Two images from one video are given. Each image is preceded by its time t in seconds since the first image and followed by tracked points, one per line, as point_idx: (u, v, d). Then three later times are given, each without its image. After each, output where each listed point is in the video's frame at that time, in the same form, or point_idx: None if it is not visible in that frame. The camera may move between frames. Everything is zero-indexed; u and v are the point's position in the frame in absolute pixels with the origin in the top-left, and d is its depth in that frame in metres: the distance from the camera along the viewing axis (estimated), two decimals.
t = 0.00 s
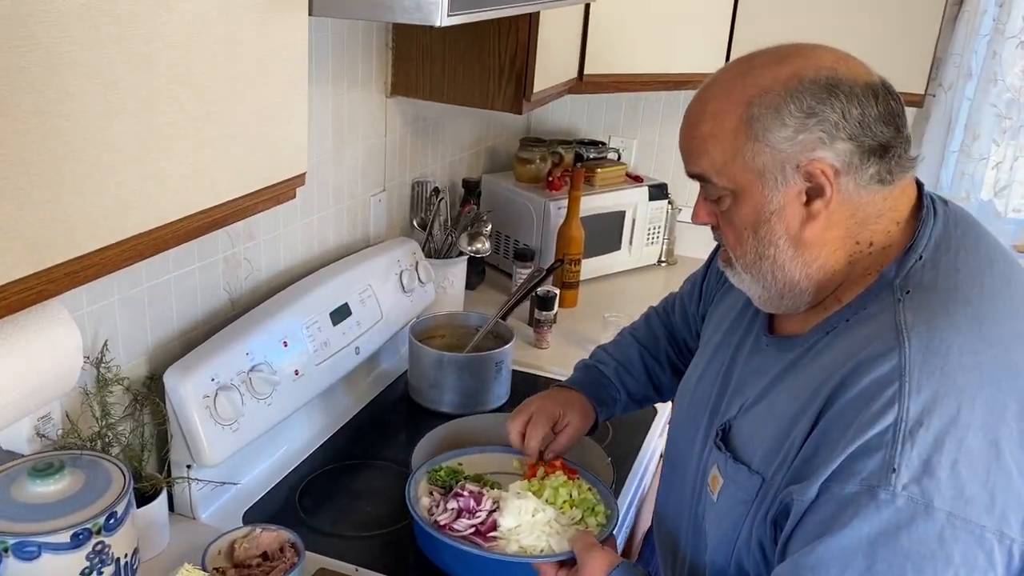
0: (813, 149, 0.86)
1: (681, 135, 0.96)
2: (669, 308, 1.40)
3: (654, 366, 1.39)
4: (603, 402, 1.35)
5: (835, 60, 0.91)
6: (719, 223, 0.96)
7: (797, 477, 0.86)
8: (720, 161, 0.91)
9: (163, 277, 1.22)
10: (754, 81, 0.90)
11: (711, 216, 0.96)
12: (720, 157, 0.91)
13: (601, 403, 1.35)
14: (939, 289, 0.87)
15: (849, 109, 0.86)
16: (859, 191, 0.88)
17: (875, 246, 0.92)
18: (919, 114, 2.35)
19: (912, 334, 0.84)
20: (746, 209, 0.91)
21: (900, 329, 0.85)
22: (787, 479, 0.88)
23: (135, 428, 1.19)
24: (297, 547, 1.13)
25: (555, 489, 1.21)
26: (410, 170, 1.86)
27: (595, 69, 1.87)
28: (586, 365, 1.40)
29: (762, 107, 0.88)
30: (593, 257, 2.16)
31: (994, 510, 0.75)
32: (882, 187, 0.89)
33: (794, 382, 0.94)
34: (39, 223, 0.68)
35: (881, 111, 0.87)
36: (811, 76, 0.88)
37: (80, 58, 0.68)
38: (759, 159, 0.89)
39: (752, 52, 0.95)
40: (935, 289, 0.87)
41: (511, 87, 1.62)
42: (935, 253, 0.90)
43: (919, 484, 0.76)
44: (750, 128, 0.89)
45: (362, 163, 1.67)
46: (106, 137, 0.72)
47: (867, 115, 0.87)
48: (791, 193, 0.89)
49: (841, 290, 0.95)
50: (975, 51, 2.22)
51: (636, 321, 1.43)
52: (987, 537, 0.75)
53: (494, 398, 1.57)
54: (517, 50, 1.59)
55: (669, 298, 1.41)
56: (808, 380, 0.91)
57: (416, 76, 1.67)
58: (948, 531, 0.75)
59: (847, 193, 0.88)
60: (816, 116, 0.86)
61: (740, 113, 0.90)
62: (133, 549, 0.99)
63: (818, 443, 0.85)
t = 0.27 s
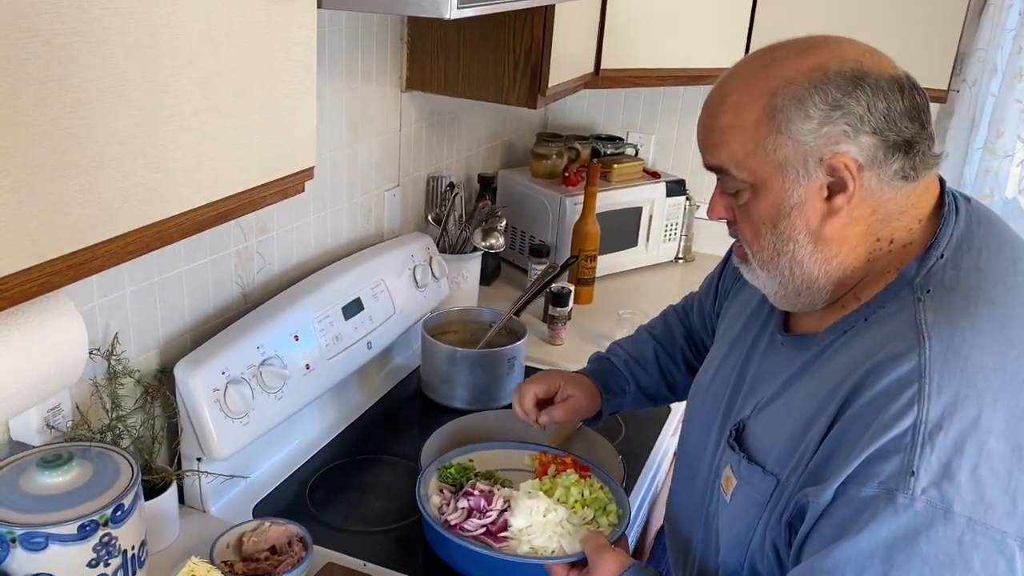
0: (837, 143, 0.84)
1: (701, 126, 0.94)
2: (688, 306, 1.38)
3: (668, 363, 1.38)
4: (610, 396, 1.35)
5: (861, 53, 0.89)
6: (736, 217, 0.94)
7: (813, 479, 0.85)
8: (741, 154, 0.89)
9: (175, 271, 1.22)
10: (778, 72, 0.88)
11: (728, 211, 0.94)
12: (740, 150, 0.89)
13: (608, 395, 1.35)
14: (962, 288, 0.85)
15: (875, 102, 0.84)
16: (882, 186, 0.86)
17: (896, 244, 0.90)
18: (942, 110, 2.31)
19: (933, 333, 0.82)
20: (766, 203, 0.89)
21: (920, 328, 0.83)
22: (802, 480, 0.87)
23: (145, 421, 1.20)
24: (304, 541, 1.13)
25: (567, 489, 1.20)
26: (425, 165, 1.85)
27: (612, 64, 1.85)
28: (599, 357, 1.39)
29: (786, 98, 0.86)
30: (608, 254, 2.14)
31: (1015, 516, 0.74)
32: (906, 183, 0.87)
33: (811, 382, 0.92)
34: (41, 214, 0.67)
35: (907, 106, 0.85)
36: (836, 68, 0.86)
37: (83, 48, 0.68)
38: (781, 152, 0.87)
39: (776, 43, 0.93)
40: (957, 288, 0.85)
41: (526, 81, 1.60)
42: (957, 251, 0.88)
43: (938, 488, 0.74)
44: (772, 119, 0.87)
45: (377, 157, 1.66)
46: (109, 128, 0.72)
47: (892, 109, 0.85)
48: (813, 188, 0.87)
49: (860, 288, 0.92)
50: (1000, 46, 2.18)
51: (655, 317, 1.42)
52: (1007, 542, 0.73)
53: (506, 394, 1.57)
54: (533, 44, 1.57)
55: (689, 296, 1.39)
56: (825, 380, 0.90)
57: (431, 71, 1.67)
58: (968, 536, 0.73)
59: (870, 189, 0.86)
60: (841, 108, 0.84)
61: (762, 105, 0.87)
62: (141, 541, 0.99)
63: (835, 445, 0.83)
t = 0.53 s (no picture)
0: (854, 138, 0.83)
1: (716, 120, 0.93)
2: (699, 300, 1.36)
3: (678, 358, 1.36)
4: (620, 392, 1.33)
5: (880, 46, 0.87)
6: (751, 213, 0.93)
7: (826, 479, 0.84)
8: (756, 148, 0.88)
9: (186, 266, 1.22)
10: (794, 66, 0.87)
11: (744, 206, 0.93)
12: (756, 145, 0.88)
13: (619, 392, 1.32)
14: (982, 286, 0.83)
15: (893, 97, 0.82)
16: (900, 182, 0.84)
17: (915, 241, 0.88)
18: (963, 105, 2.28)
19: (951, 331, 0.80)
20: (780, 198, 0.88)
21: (938, 326, 0.81)
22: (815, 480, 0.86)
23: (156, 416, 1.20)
24: (313, 536, 1.13)
25: (580, 485, 1.19)
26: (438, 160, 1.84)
27: (626, 58, 1.83)
28: (608, 352, 1.37)
29: (802, 92, 0.85)
30: (623, 250, 2.13)
31: None
32: (925, 180, 0.85)
33: (826, 380, 0.90)
34: (44, 209, 0.67)
35: (928, 100, 0.83)
36: (854, 62, 0.84)
37: (86, 43, 0.68)
38: (796, 147, 0.85)
39: (795, 37, 0.91)
40: (977, 287, 0.83)
41: (540, 76, 1.58)
42: (977, 248, 0.86)
43: (953, 489, 0.73)
44: (788, 114, 0.85)
45: (389, 153, 1.66)
46: (111, 123, 0.71)
47: (911, 104, 0.83)
48: (829, 183, 0.85)
49: (878, 285, 0.91)
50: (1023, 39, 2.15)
51: (664, 311, 1.40)
52: None
53: (517, 390, 1.56)
54: (546, 38, 1.55)
55: (699, 290, 1.38)
56: (840, 379, 0.88)
57: (443, 66, 1.66)
58: (983, 539, 0.72)
59: (887, 185, 0.84)
60: (858, 103, 0.82)
61: (778, 99, 0.86)
62: (149, 536, 1.00)
63: (850, 444, 0.82)
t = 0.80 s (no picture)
0: (879, 137, 0.81)
1: (736, 113, 0.91)
2: (707, 298, 1.34)
3: (682, 356, 1.34)
4: (619, 391, 1.32)
5: (910, 43, 0.84)
6: (769, 210, 0.91)
7: (845, 489, 0.82)
8: (777, 143, 0.86)
9: (193, 264, 1.22)
10: (820, 60, 0.84)
11: (761, 202, 0.91)
12: (777, 140, 0.86)
13: (619, 392, 1.32)
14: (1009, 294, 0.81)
15: (922, 96, 0.80)
16: (925, 184, 0.82)
17: (939, 244, 0.86)
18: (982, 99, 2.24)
19: (977, 339, 0.78)
20: (801, 195, 0.86)
21: (962, 333, 0.80)
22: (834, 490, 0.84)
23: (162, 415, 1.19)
24: (319, 537, 1.12)
25: (593, 492, 1.18)
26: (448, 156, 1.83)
27: (638, 53, 1.81)
28: (611, 349, 1.36)
29: (829, 87, 0.82)
30: (635, 246, 2.11)
31: None
32: (951, 182, 0.83)
33: (846, 387, 0.89)
34: (41, 210, 0.66)
35: (957, 101, 0.81)
36: (884, 58, 0.82)
37: (83, 40, 0.66)
38: (820, 144, 0.83)
39: (822, 29, 0.89)
40: (1004, 293, 0.81)
41: (550, 71, 1.56)
42: (1002, 252, 0.84)
43: (979, 505, 0.72)
44: (813, 109, 0.83)
45: (398, 149, 1.65)
46: (108, 122, 0.70)
47: (940, 104, 0.80)
48: (851, 182, 0.83)
49: (898, 288, 0.89)
50: None
51: (671, 306, 1.38)
52: None
53: (527, 389, 1.55)
54: (556, 33, 1.52)
55: (708, 288, 1.36)
56: (860, 386, 0.87)
57: (453, 61, 1.65)
58: (1010, 555, 0.71)
59: (912, 186, 0.82)
60: (886, 101, 0.80)
61: (803, 93, 0.84)
62: (153, 537, 0.99)
63: (869, 454, 0.81)
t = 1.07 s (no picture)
0: (899, 135, 0.78)
1: (750, 111, 0.89)
2: (704, 312, 1.32)
3: (676, 372, 1.31)
4: (609, 406, 1.28)
5: (932, 38, 0.82)
6: (784, 211, 0.89)
7: (865, 500, 0.80)
8: (792, 141, 0.84)
9: (195, 265, 1.20)
10: (838, 55, 0.82)
11: (776, 203, 0.89)
12: (793, 138, 0.83)
13: (608, 406, 1.28)
14: None
15: (945, 92, 0.77)
16: (947, 184, 0.79)
17: (962, 247, 0.83)
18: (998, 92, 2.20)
19: (1003, 347, 0.76)
20: (817, 195, 0.84)
21: (988, 339, 0.77)
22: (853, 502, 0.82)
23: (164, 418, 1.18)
24: (323, 542, 1.11)
25: (608, 494, 1.15)
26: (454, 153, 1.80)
27: (648, 48, 1.78)
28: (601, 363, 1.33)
29: (847, 84, 0.80)
30: (645, 243, 2.09)
31: None
32: (975, 182, 0.80)
33: (865, 394, 0.86)
34: (31, 214, 0.64)
35: (982, 98, 0.78)
36: (904, 53, 0.80)
37: (72, 37, 0.64)
38: (838, 142, 0.81)
39: (841, 24, 0.87)
40: None
41: (557, 67, 1.53)
42: None
43: (1005, 519, 0.69)
44: (830, 106, 0.81)
45: (404, 146, 1.62)
46: (100, 123, 0.68)
47: (964, 100, 0.78)
48: (870, 182, 0.81)
49: (919, 293, 0.86)
50: None
51: (666, 321, 1.36)
52: None
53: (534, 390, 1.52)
54: (564, 28, 1.50)
55: (703, 302, 1.34)
56: (880, 393, 0.85)
57: (459, 57, 1.62)
58: None
59: (934, 186, 0.79)
60: (906, 97, 0.78)
61: (819, 90, 0.82)
62: (153, 543, 0.97)
63: (890, 464, 0.78)
